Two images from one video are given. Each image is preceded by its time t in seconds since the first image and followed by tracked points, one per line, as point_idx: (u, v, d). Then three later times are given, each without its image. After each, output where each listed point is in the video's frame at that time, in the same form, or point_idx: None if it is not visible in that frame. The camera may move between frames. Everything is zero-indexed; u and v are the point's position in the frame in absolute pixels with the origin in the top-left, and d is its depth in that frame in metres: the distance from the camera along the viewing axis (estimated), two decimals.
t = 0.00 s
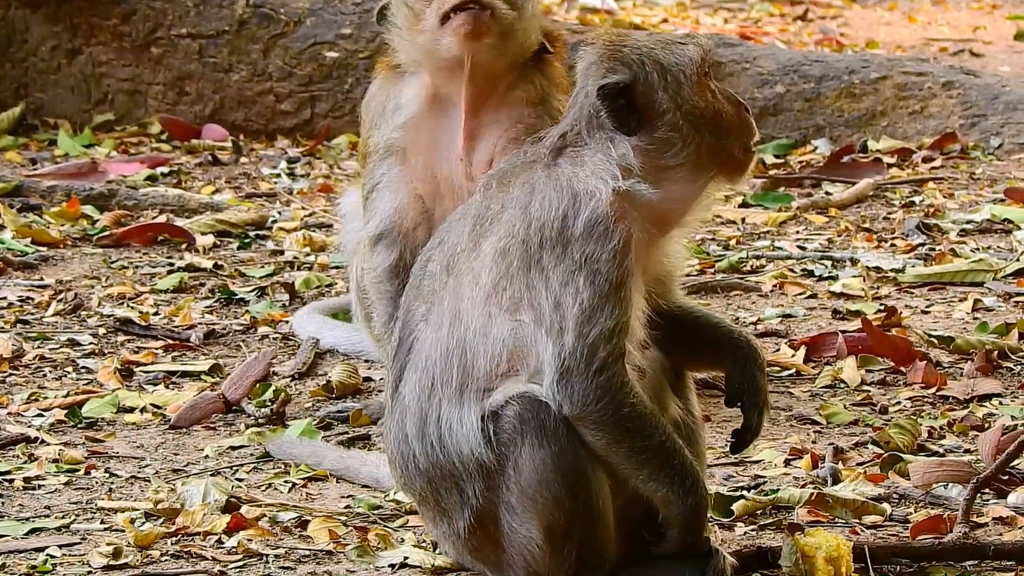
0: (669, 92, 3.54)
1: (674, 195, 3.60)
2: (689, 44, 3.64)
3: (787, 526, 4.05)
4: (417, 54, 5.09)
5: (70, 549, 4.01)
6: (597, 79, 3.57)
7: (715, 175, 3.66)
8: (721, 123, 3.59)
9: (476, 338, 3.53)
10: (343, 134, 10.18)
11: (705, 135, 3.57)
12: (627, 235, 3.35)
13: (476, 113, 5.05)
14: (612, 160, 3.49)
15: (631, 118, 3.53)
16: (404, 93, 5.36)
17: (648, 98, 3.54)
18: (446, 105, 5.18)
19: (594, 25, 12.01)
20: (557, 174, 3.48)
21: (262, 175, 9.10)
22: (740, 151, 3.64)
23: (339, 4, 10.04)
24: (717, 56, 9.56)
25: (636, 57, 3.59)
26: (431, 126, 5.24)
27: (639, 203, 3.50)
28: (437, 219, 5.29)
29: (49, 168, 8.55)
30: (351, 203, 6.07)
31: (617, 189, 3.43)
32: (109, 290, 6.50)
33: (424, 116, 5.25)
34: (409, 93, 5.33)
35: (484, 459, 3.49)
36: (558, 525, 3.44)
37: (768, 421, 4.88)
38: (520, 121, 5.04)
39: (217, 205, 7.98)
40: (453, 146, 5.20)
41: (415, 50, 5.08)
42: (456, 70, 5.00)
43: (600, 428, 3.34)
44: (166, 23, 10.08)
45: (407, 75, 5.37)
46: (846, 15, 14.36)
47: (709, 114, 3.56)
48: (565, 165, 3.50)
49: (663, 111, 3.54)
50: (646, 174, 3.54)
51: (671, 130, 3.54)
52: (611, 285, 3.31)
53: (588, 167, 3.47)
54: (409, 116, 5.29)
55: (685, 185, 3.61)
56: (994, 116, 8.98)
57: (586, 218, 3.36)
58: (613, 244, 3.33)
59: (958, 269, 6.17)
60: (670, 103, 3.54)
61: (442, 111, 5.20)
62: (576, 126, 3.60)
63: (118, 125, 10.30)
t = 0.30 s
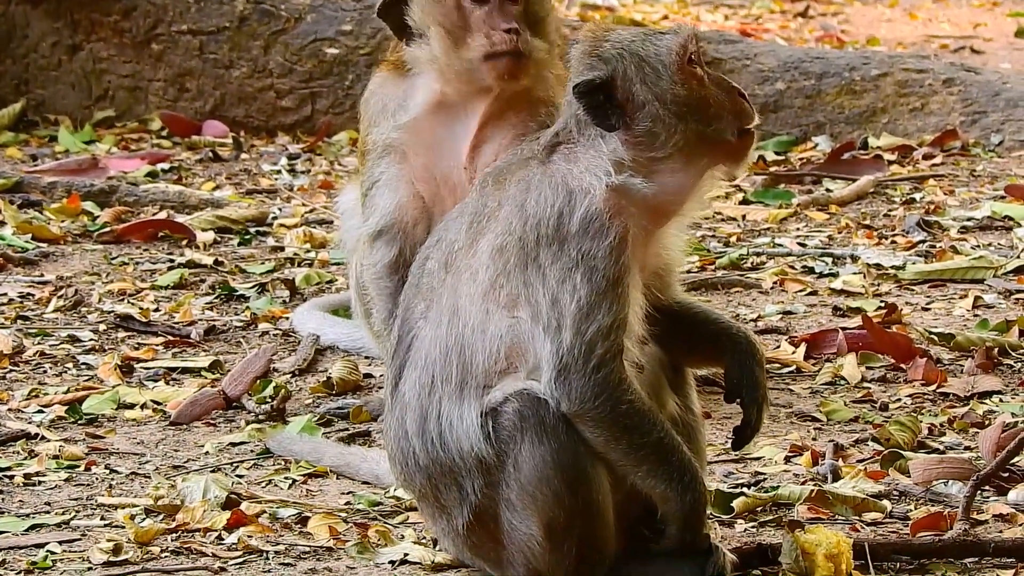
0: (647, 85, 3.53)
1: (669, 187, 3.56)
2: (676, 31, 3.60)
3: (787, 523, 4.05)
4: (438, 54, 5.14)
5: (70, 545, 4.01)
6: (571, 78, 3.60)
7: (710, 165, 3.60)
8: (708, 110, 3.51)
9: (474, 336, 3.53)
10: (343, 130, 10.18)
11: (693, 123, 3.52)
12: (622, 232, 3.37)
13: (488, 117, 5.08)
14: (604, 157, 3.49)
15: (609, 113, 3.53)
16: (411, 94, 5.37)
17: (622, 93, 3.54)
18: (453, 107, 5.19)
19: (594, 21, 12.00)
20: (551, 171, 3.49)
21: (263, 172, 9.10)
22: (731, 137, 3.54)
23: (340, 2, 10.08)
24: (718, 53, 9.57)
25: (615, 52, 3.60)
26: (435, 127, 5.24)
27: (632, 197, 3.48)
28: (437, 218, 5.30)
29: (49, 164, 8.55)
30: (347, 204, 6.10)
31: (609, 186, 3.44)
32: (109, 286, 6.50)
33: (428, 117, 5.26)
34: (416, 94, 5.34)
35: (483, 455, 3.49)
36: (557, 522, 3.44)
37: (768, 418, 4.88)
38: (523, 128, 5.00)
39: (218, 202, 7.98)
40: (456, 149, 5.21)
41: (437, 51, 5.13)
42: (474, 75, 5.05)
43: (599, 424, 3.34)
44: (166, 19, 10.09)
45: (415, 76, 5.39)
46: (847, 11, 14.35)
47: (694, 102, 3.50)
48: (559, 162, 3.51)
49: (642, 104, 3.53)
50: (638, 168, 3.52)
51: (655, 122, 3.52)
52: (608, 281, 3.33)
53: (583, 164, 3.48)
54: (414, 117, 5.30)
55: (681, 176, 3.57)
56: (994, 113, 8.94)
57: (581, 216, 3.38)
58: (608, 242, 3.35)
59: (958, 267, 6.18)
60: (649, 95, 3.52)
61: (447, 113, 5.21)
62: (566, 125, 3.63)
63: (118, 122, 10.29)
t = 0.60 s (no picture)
0: (631, 83, 3.54)
1: (665, 185, 3.55)
2: (660, 27, 3.61)
3: (785, 521, 4.05)
4: (442, 55, 5.13)
5: (69, 543, 4.01)
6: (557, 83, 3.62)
7: (703, 161, 3.59)
8: (694, 105, 3.51)
9: (473, 334, 3.53)
10: (343, 128, 10.19)
11: (682, 119, 3.52)
12: (619, 232, 3.37)
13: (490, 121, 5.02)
14: (599, 156, 3.50)
15: (596, 113, 3.53)
16: (413, 93, 5.35)
17: (607, 94, 3.55)
18: (455, 107, 5.17)
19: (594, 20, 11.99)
20: (548, 171, 3.49)
21: (262, 169, 9.11)
22: (718, 131, 3.51)
23: None
24: (717, 52, 9.59)
25: (599, 54, 3.63)
26: (436, 127, 5.23)
27: (631, 196, 3.47)
28: (439, 217, 5.30)
29: (48, 161, 8.53)
30: (348, 199, 6.10)
31: (607, 186, 3.43)
32: (109, 284, 6.50)
33: (429, 117, 5.24)
34: (418, 93, 5.33)
35: (483, 453, 3.49)
36: (557, 520, 3.44)
37: (767, 416, 4.88)
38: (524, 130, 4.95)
39: (217, 199, 7.99)
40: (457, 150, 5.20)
41: (442, 51, 5.12)
42: (478, 77, 5.00)
43: (597, 424, 3.35)
44: (166, 17, 10.10)
45: (416, 74, 5.36)
46: (847, 10, 14.33)
47: (680, 98, 3.51)
48: (555, 162, 3.51)
49: (627, 102, 3.53)
50: (629, 168, 3.51)
51: (643, 120, 3.52)
52: (606, 282, 3.33)
53: (580, 163, 3.48)
54: (415, 117, 5.29)
55: (676, 172, 3.56)
56: (994, 112, 8.93)
57: (578, 218, 3.38)
58: (606, 243, 3.36)
59: (958, 266, 6.18)
60: (634, 94, 3.53)
61: (449, 114, 5.19)
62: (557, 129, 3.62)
63: (118, 119, 10.29)
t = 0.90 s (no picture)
0: (618, 94, 3.71)
1: (658, 190, 3.68)
2: (646, 39, 3.79)
3: (777, 516, 4.22)
4: (442, 64, 5.28)
5: (85, 537, 4.18)
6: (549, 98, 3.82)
7: (694, 164, 3.71)
8: (681, 111, 3.64)
9: (476, 338, 3.71)
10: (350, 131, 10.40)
11: (670, 125, 3.65)
12: (615, 239, 3.50)
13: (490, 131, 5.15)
14: (594, 165, 3.66)
15: (586, 124, 3.70)
16: (416, 104, 5.51)
17: (596, 105, 3.72)
18: (455, 116, 5.31)
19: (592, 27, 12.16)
20: (546, 180, 3.65)
21: (270, 176, 9.23)
22: (704, 133, 3.62)
23: None
24: (711, 62, 9.76)
25: (589, 68, 3.83)
26: (437, 136, 5.37)
27: (627, 203, 3.61)
28: (440, 223, 5.41)
29: (61, 169, 8.65)
30: (354, 204, 6.24)
31: (603, 193, 3.58)
32: (121, 287, 6.66)
33: (431, 127, 5.39)
34: (421, 103, 5.48)
35: (484, 452, 3.66)
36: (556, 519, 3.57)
37: (759, 416, 5.04)
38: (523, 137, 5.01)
39: (226, 205, 8.12)
40: (458, 158, 5.31)
41: (442, 60, 5.28)
42: (476, 86, 5.13)
43: (595, 426, 3.49)
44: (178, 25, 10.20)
45: (420, 84, 5.53)
46: (838, 22, 14.44)
47: (666, 104, 3.65)
48: (552, 170, 3.67)
49: (615, 112, 3.69)
50: (623, 173, 3.66)
51: (632, 129, 3.66)
52: (602, 287, 3.47)
53: (576, 172, 3.64)
54: (418, 127, 5.44)
55: (667, 177, 3.69)
56: (982, 120, 9.05)
57: (575, 224, 3.52)
58: (602, 249, 3.49)
59: (945, 270, 6.32)
60: (622, 103, 3.69)
61: (449, 123, 5.33)
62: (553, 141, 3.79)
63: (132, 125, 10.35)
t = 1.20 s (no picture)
0: (598, 96, 3.94)
1: (646, 186, 3.89)
2: (623, 43, 4.03)
3: (765, 505, 4.32)
4: (445, 73, 5.53)
5: (100, 525, 4.26)
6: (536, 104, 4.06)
7: (678, 157, 3.93)
8: (659, 107, 3.88)
9: (475, 332, 3.89)
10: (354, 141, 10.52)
11: (650, 121, 3.88)
12: (608, 237, 3.71)
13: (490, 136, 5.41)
14: (586, 166, 3.86)
15: (571, 127, 3.94)
16: (420, 109, 5.77)
17: (580, 109, 3.95)
18: (455, 122, 5.58)
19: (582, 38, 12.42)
20: (541, 181, 3.85)
21: (279, 178, 9.51)
22: (683, 126, 3.86)
23: (351, 20, 10.38)
24: (700, 70, 9.98)
25: (573, 73, 4.06)
26: (439, 141, 5.64)
27: (620, 202, 3.80)
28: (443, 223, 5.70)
29: (80, 171, 8.93)
30: (360, 206, 6.49)
31: (596, 192, 3.78)
32: (137, 284, 6.94)
33: (434, 132, 5.65)
34: (425, 109, 5.74)
35: (484, 442, 3.83)
36: (553, 504, 3.77)
37: (748, 407, 5.25)
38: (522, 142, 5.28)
39: (238, 206, 8.37)
40: (459, 163, 5.60)
41: (446, 70, 5.52)
42: (477, 94, 5.39)
43: (590, 416, 3.69)
44: (190, 37, 10.38)
45: (423, 91, 5.78)
46: (821, 32, 14.68)
47: (644, 102, 3.89)
48: (546, 172, 3.86)
49: (598, 113, 3.92)
50: (611, 169, 3.87)
51: (614, 127, 3.89)
52: (597, 283, 3.68)
53: (570, 173, 3.84)
54: (422, 132, 5.70)
55: (653, 171, 3.91)
56: (958, 125, 9.35)
57: (570, 223, 3.73)
58: (596, 246, 3.70)
59: (925, 268, 6.63)
60: (603, 104, 3.92)
61: (451, 129, 5.60)
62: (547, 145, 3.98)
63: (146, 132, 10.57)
